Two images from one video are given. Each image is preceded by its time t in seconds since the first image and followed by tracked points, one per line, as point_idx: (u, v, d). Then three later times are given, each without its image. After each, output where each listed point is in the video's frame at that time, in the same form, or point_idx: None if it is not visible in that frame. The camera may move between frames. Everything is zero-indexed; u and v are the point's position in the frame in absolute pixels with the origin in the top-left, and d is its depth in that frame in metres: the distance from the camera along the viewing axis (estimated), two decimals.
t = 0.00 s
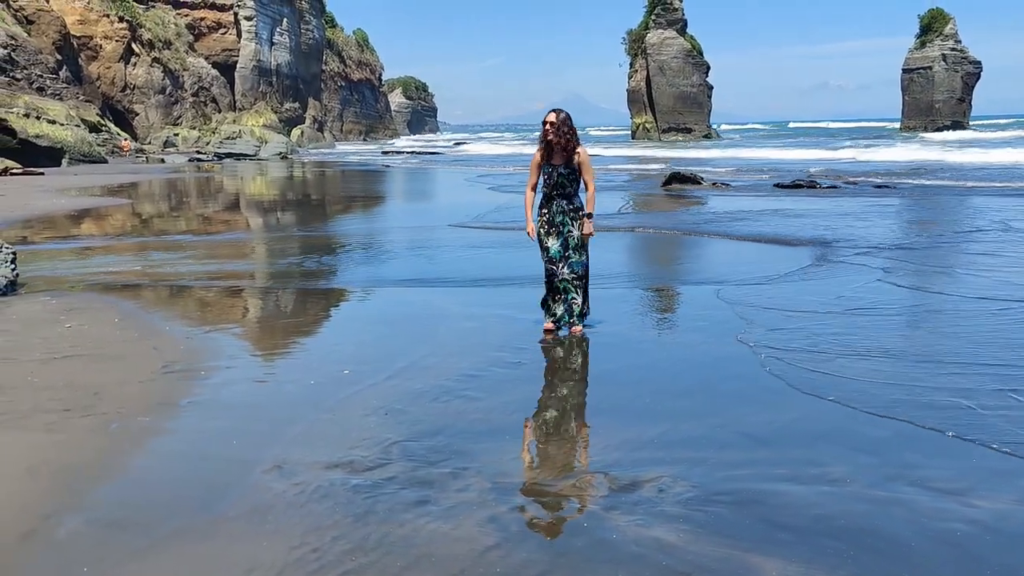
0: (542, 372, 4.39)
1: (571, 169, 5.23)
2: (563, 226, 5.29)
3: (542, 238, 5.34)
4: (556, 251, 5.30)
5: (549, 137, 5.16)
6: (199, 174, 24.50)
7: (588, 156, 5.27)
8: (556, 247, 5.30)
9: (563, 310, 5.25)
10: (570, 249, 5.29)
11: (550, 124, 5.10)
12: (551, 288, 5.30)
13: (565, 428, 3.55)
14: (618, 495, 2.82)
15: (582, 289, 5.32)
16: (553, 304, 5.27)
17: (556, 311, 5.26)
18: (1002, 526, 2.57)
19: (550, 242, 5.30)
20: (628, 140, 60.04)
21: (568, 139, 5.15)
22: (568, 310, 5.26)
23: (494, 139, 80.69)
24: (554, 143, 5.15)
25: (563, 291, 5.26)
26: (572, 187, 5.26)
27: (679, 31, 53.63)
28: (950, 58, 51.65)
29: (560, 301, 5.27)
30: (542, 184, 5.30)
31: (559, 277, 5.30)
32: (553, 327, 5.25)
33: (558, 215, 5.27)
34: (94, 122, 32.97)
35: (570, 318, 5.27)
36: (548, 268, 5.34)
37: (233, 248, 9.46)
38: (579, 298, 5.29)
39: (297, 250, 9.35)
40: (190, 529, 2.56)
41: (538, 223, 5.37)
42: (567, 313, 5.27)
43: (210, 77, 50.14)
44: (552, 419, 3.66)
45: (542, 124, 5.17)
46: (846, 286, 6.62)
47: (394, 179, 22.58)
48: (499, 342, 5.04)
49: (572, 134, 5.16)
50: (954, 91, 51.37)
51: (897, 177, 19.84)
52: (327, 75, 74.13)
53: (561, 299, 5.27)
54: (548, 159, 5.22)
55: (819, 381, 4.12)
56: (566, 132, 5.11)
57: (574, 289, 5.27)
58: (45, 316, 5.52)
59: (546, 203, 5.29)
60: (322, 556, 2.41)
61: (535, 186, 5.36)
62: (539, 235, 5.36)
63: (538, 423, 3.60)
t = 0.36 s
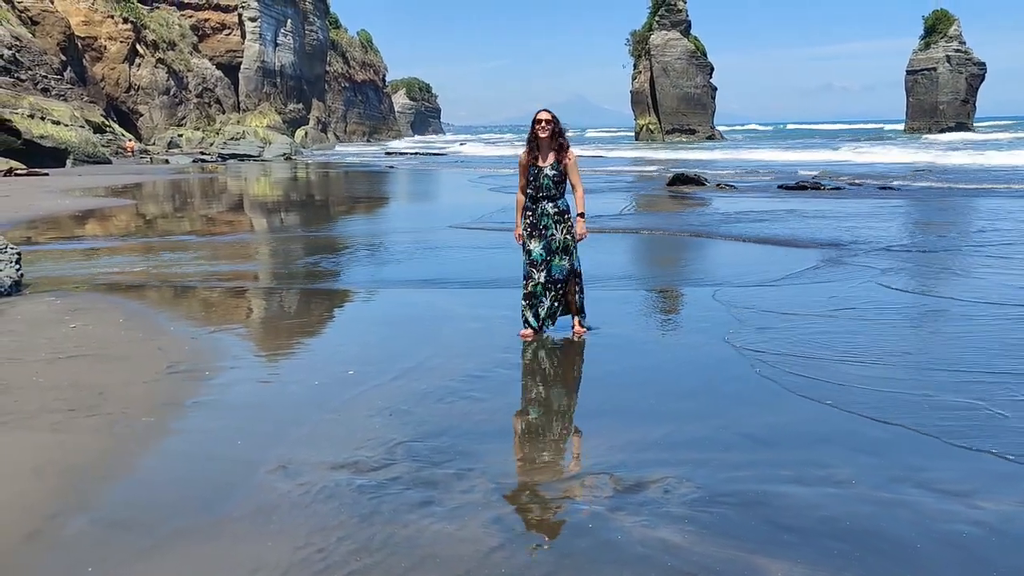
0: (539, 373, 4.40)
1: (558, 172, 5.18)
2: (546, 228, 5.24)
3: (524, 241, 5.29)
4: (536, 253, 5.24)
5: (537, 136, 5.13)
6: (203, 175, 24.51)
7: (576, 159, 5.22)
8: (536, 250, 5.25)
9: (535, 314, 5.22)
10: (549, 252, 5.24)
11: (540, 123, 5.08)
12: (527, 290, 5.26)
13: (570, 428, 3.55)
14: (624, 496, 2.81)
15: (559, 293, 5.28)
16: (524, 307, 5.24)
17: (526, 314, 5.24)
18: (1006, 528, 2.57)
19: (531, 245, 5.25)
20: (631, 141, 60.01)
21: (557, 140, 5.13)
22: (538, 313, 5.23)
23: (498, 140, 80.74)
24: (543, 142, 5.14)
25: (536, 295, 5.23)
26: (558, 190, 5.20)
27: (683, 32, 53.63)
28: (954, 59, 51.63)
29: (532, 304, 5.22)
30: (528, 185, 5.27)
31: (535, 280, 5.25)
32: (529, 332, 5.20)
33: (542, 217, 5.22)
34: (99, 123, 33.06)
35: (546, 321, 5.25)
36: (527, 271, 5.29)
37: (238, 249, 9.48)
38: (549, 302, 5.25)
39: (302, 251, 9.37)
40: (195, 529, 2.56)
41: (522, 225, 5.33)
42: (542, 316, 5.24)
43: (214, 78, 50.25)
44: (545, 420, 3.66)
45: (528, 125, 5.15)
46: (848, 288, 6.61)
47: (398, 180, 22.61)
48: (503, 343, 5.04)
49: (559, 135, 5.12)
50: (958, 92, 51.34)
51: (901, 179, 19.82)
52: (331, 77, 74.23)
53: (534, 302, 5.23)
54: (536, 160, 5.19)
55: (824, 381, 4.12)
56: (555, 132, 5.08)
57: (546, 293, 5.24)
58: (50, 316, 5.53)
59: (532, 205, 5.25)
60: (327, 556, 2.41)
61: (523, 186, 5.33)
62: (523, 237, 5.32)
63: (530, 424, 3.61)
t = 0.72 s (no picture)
0: (541, 376, 4.39)
1: (544, 173, 5.14)
2: (534, 230, 5.19)
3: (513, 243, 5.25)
4: (526, 255, 5.20)
5: (524, 138, 5.10)
6: (206, 176, 24.51)
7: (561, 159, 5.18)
8: (526, 252, 5.20)
9: (537, 314, 5.21)
10: (540, 253, 5.18)
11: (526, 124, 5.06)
12: (520, 293, 5.23)
13: (574, 429, 3.56)
14: (628, 499, 2.81)
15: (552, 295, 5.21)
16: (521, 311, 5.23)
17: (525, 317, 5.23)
18: (1012, 532, 2.55)
19: (521, 247, 5.21)
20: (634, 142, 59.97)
21: (543, 141, 5.09)
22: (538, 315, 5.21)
23: (501, 142, 80.78)
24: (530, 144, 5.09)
25: (531, 297, 5.19)
26: (545, 191, 5.16)
27: (686, 33, 53.57)
28: (958, 61, 51.61)
29: (529, 306, 5.20)
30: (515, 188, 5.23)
31: (528, 283, 5.21)
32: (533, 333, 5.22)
33: (530, 219, 5.17)
34: (102, 123, 33.09)
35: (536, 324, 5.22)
36: (518, 274, 5.25)
37: (241, 250, 9.49)
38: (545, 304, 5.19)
39: (305, 252, 9.37)
40: (199, 532, 2.55)
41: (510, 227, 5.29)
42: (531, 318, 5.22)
43: (217, 79, 50.32)
44: (547, 423, 3.66)
45: (514, 126, 5.13)
46: (851, 290, 6.60)
47: (401, 182, 22.61)
48: (507, 345, 5.04)
49: (544, 136, 5.09)
50: (962, 94, 51.28)
51: (904, 181, 19.80)
52: (334, 78, 74.30)
53: (529, 305, 5.21)
54: (523, 162, 5.15)
55: (828, 384, 4.11)
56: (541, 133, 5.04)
57: (540, 295, 5.18)
58: (53, 317, 5.52)
59: (519, 207, 5.21)
60: (331, 559, 2.40)
61: (510, 188, 5.30)
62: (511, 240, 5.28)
63: (530, 428, 3.60)
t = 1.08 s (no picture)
0: (544, 381, 4.37)
1: (539, 182, 5.03)
2: (530, 240, 5.09)
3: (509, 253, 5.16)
4: (523, 266, 5.10)
5: (519, 147, 4.99)
6: (207, 178, 24.51)
7: (558, 167, 5.05)
8: (523, 262, 5.10)
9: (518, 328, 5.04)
10: (535, 263, 5.07)
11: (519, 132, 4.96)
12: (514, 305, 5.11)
13: (577, 435, 3.54)
14: (631, 507, 2.79)
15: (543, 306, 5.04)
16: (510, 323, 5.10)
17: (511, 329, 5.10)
18: (1019, 542, 2.53)
19: (518, 257, 5.11)
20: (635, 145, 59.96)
21: (538, 150, 4.99)
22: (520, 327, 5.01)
23: (502, 144, 80.82)
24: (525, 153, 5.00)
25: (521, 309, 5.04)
26: (540, 200, 5.05)
27: (687, 36, 53.62)
28: (959, 65, 51.67)
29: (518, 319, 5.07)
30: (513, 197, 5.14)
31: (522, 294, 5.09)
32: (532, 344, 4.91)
33: (526, 228, 5.08)
34: (103, 124, 33.09)
35: (530, 335, 4.95)
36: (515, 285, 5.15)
37: (243, 253, 9.48)
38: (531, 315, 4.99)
39: (306, 255, 9.36)
40: (201, 538, 2.54)
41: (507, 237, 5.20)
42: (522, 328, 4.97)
43: (218, 81, 50.37)
44: (544, 430, 3.62)
45: (509, 134, 5.03)
46: (853, 295, 6.60)
47: (402, 184, 22.61)
48: (509, 350, 5.02)
49: (540, 144, 4.98)
50: (962, 97, 51.36)
51: (905, 185, 19.83)
52: (335, 79, 74.34)
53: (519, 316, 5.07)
54: (518, 171, 5.04)
55: (832, 391, 4.10)
56: (536, 142, 4.94)
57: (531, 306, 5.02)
58: (54, 321, 5.50)
59: (515, 217, 5.12)
60: (332, 568, 2.38)
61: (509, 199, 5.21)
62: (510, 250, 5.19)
63: (525, 435, 3.55)
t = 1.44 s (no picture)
0: (542, 400, 4.32)
1: (533, 197, 4.86)
2: (521, 256, 4.94)
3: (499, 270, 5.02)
4: (514, 284, 4.96)
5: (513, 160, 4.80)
6: (201, 188, 24.41)
7: (553, 183, 4.89)
8: (514, 280, 4.96)
9: (510, 349, 4.95)
10: (528, 281, 4.94)
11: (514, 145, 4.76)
12: (504, 323, 5.00)
13: (576, 458, 3.49)
14: (631, 535, 2.74)
15: (542, 326, 4.99)
16: (499, 342, 4.99)
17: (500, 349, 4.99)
18: None
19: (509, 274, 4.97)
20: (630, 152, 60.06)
21: (533, 164, 4.80)
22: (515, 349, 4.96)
23: (496, 151, 80.91)
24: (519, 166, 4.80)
25: (515, 329, 4.96)
26: (532, 216, 4.89)
27: (681, 44, 53.76)
28: (952, 72, 51.92)
29: (510, 339, 4.96)
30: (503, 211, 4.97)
31: (513, 313, 4.98)
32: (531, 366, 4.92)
33: (516, 245, 4.93)
34: (97, 133, 33.02)
35: (532, 357, 4.96)
36: (504, 302, 5.03)
37: (237, 266, 9.42)
38: (532, 336, 4.97)
39: (301, 268, 9.31)
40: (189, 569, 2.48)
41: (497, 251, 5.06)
42: (519, 353, 4.94)
43: (212, 89, 50.33)
44: (543, 452, 3.57)
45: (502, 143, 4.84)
46: (847, 308, 6.58)
47: (397, 193, 22.56)
48: (507, 366, 4.97)
49: (537, 158, 4.79)
50: (956, 105, 51.57)
51: (899, 194, 19.86)
52: (329, 86, 74.36)
53: (511, 336, 4.97)
54: (510, 185, 4.86)
55: (836, 410, 4.05)
56: (532, 156, 4.75)
57: (527, 326, 4.96)
58: (42, 339, 5.43)
59: (506, 232, 4.96)
60: None
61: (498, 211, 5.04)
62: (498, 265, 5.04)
63: (522, 458, 3.49)
